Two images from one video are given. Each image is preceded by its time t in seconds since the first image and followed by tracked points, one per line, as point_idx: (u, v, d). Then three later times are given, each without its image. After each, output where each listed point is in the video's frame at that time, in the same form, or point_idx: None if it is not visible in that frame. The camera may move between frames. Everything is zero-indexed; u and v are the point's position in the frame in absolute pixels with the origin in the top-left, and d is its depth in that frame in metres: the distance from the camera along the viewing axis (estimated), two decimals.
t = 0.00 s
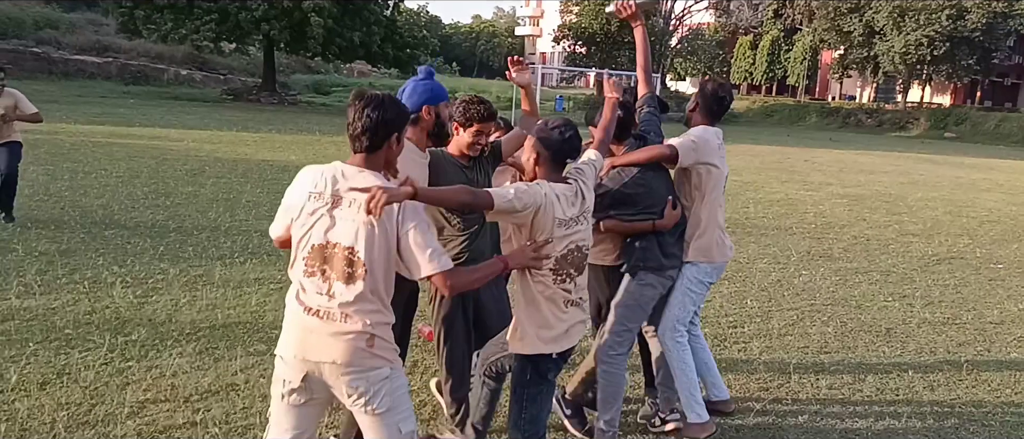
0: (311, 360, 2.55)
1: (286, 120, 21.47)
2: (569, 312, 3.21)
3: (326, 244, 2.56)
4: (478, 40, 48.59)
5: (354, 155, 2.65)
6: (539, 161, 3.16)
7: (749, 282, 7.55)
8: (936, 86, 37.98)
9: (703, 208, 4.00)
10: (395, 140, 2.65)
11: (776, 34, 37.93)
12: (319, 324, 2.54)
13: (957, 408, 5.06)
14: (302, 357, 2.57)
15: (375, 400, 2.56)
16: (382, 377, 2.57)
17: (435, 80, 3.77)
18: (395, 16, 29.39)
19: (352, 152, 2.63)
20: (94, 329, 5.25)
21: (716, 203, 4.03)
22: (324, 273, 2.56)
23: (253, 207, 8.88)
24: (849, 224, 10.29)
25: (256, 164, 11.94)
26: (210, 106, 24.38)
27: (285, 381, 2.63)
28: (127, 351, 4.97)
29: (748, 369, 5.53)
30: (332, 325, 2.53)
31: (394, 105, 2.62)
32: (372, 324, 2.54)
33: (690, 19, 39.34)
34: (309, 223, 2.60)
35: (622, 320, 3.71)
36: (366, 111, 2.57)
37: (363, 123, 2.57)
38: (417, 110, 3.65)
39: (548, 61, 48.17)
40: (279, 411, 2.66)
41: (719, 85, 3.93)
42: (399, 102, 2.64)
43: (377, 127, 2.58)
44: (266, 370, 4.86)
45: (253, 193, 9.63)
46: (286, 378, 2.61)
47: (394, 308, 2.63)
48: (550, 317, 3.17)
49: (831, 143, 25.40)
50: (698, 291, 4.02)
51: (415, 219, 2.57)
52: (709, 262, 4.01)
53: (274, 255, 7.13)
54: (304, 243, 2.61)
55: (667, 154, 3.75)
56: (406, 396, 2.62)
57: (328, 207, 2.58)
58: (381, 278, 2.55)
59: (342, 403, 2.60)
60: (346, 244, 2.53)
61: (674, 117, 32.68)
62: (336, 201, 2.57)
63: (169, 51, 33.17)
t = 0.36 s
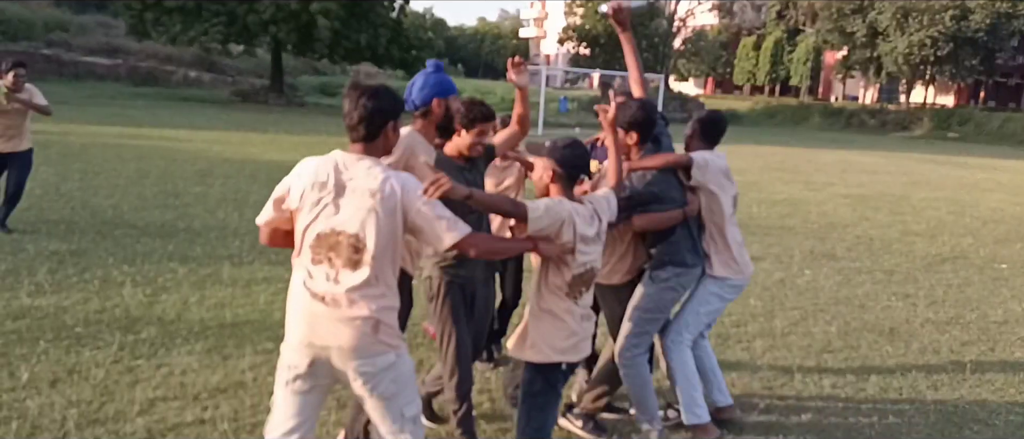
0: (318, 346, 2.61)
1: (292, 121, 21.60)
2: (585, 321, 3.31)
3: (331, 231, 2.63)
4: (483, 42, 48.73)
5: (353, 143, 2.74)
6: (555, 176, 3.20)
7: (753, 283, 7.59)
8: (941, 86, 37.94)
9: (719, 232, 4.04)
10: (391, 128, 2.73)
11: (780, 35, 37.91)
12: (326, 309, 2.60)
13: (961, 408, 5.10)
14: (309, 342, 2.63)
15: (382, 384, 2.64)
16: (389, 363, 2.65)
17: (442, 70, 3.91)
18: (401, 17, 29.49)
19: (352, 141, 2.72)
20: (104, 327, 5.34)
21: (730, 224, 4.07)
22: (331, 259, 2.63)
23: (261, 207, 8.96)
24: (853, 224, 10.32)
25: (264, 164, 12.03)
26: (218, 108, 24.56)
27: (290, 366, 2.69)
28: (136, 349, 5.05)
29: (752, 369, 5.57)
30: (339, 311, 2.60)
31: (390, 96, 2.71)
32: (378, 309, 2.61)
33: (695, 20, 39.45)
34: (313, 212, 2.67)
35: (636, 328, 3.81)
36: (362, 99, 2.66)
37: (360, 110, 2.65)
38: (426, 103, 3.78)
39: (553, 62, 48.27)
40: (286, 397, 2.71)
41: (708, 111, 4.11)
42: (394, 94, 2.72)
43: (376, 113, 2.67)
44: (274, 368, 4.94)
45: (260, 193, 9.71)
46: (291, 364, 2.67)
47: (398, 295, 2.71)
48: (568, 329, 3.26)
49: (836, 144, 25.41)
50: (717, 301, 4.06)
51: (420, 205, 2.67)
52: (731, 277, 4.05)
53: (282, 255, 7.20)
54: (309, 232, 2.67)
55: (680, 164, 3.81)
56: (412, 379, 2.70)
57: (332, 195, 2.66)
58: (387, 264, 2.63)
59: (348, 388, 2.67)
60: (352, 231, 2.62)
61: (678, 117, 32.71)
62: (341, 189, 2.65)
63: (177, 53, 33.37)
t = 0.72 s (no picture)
0: (328, 358, 2.63)
1: (300, 121, 21.63)
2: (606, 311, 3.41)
3: (342, 244, 2.65)
4: (490, 41, 48.70)
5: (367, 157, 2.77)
6: (573, 170, 3.40)
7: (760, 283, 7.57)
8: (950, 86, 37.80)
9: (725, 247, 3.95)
10: (404, 141, 2.76)
11: (787, 34, 37.78)
12: (335, 323, 2.62)
13: (970, 409, 5.07)
14: (321, 355, 2.65)
15: (393, 394, 2.67)
16: (402, 373, 2.68)
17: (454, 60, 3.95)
18: (408, 17, 29.51)
19: (365, 153, 2.74)
20: (112, 326, 5.35)
21: (744, 236, 4.02)
22: (343, 273, 2.65)
23: (268, 206, 8.99)
24: (860, 224, 10.30)
25: (271, 164, 12.04)
26: (226, 107, 24.60)
27: (302, 378, 2.72)
28: (144, 348, 5.06)
29: (759, 370, 5.56)
30: (352, 324, 2.62)
31: (400, 108, 2.75)
32: (387, 322, 2.63)
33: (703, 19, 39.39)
34: (324, 226, 2.68)
35: (647, 338, 3.81)
36: (376, 112, 2.70)
37: (373, 125, 2.69)
38: (435, 89, 3.82)
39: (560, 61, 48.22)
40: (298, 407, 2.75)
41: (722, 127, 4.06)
42: (405, 106, 2.76)
43: (388, 128, 2.70)
44: (281, 367, 4.94)
45: (267, 193, 9.73)
46: (303, 375, 2.70)
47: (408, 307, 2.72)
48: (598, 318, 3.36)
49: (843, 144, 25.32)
50: (738, 310, 4.00)
51: (434, 214, 2.71)
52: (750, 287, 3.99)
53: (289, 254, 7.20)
54: (320, 246, 2.68)
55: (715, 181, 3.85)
56: (421, 389, 2.72)
57: (343, 209, 2.68)
58: (397, 276, 2.66)
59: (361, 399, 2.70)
60: (363, 243, 2.64)
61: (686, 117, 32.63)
62: (352, 203, 2.67)
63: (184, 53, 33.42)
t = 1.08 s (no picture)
0: (359, 351, 2.69)
1: (304, 120, 21.70)
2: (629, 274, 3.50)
3: (375, 239, 2.69)
4: (494, 41, 48.78)
5: (403, 155, 2.82)
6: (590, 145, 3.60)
7: (763, 283, 7.58)
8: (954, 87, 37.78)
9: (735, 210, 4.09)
10: (439, 139, 2.80)
11: (791, 35, 37.79)
12: (367, 317, 2.66)
13: (970, 409, 5.09)
14: (350, 344, 2.70)
15: (422, 387, 2.72)
16: (430, 366, 2.73)
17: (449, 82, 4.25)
18: (411, 17, 29.54)
19: (400, 151, 2.78)
20: (117, 325, 5.38)
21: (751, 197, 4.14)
22: (373, 268, 2.69)
23: (273, 205, 9.03)
24: (863, 224, 10.32)
25: (275, 164, 12.10)
26: (230, 108, 24.67)
27: (332, 367, 2.77)
28: (149, 346, 5.09)
29: (762, 369, 5.58)
30: (380, 317, 2.66)
31: (436, 108, 2.80)
32: (416, 318, 2.67)
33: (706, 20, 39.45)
34: (358, 222, 2.72)
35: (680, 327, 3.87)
36: (413, 115, 2.77)
37: (412, 126, 2.75)
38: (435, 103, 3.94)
39: (564, 62, 48.28)
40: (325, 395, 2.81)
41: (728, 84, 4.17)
42: (440, 105, 2.81)
43: (423, 128, 2.75)
44: (285, 365, 4.97)
45: (271, 192, 9.76)
46: (333, 366, 2.75)
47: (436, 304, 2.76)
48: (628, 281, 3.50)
49: (847, 144, 25.32)
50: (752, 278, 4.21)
51: (468, 212, 2.75)
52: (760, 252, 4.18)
53: (292, 253, 7.23)
54: (354, 240, 2.72)
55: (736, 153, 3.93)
56: (449, 384, 2.77)
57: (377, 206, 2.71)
58: (427, 274, 2.69)
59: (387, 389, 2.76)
60: (395, 242, 2.67)
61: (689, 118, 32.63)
62: (386, 201, 2.70)
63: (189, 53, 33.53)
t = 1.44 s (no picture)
0: (395, 365, 2.65)
1: (304, 118, 21.52)
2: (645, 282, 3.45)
3: (417, 254, 2.65)
4: (495, 38, 48.51)
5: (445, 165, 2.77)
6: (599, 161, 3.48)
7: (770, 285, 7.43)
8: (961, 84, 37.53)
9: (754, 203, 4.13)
10: (483, 152, 2.76)
11: (798, 32, 37.52)
12: (406, 332, 2.63)
13: (984, 412, 4.94)
14: (388, 359, 2.66)
15: (457, 405, 2.67)
16: (467, 384, 2.68)
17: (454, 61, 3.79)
18: (411, 12, 29.35)
19: (443, 163, 2.75)
20: (112, 327, 5.24)
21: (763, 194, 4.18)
22: (415, 283, 2.66)
23: (270, 205, 8.88)
24: (871, 224, 10.16)
25: (273, 162, 11.93)
26: (230, 105, 24.48)
27: (364, 378, 2.72)
28: (143, 349, 4.95)
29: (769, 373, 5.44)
30: (421, 333, 2.62)
31: (482, 121, 2.75)
32: (456, 335, 2.64)
33: (712, 16, 39.19)
34: (402, 234, 2.69)
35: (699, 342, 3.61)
36: (461, 122, 2.71)
37: (457, 131, 2.70)
38: (436, 86, 3.68)
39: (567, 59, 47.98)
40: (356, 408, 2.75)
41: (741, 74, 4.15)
42: (484, 116, 2.76)
43: (468, 138, 2.71)
44: (282, 369, 4.83)
45: (268, 191, 9.61)
46: (367, 377, 2.70)
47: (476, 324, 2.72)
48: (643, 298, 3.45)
49: (852, 142, 25.11)
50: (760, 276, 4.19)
51: (512, 229, 2.70)
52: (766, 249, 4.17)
53: (289, 254, 7.08)
54: (396, 253, 2.68)
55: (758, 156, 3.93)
56: (483, 403, 2.72)
57: (421, 219, 2.68)
58: (470, 293, 2.66)
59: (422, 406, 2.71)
60: (440, 257, 2.64)
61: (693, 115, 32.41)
62: (429, 215, 2.67)
63: (186, 49, 33.30)
